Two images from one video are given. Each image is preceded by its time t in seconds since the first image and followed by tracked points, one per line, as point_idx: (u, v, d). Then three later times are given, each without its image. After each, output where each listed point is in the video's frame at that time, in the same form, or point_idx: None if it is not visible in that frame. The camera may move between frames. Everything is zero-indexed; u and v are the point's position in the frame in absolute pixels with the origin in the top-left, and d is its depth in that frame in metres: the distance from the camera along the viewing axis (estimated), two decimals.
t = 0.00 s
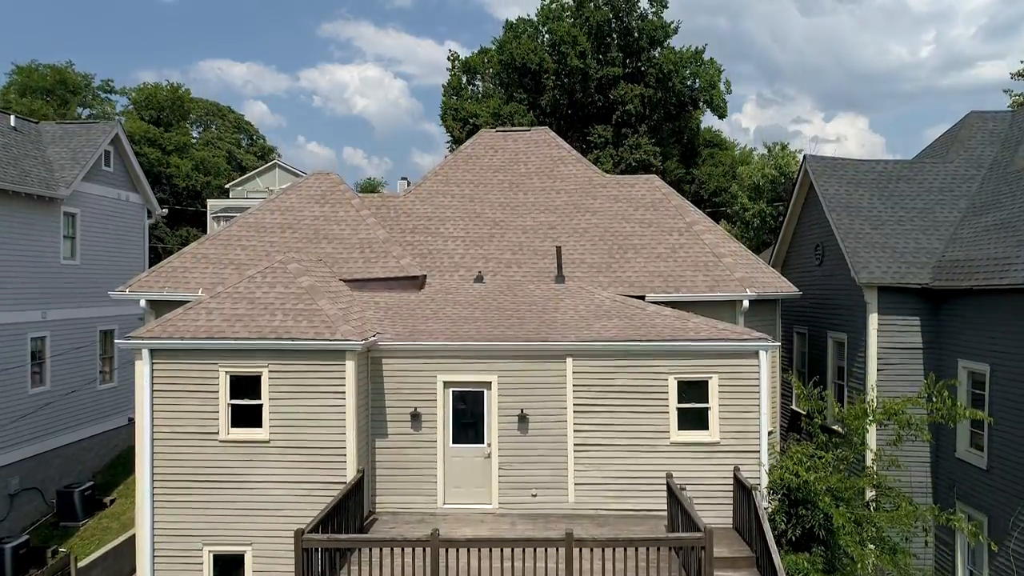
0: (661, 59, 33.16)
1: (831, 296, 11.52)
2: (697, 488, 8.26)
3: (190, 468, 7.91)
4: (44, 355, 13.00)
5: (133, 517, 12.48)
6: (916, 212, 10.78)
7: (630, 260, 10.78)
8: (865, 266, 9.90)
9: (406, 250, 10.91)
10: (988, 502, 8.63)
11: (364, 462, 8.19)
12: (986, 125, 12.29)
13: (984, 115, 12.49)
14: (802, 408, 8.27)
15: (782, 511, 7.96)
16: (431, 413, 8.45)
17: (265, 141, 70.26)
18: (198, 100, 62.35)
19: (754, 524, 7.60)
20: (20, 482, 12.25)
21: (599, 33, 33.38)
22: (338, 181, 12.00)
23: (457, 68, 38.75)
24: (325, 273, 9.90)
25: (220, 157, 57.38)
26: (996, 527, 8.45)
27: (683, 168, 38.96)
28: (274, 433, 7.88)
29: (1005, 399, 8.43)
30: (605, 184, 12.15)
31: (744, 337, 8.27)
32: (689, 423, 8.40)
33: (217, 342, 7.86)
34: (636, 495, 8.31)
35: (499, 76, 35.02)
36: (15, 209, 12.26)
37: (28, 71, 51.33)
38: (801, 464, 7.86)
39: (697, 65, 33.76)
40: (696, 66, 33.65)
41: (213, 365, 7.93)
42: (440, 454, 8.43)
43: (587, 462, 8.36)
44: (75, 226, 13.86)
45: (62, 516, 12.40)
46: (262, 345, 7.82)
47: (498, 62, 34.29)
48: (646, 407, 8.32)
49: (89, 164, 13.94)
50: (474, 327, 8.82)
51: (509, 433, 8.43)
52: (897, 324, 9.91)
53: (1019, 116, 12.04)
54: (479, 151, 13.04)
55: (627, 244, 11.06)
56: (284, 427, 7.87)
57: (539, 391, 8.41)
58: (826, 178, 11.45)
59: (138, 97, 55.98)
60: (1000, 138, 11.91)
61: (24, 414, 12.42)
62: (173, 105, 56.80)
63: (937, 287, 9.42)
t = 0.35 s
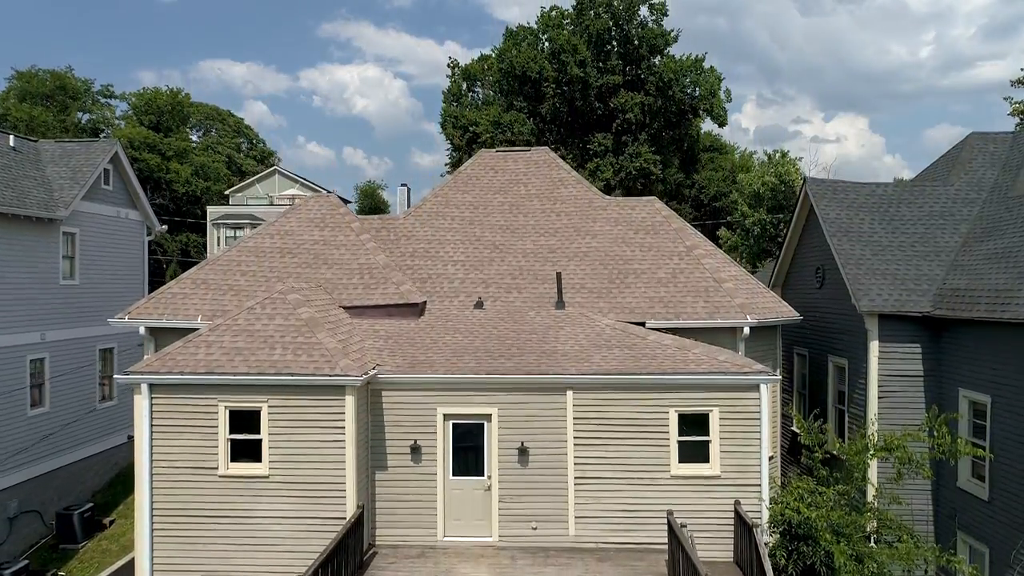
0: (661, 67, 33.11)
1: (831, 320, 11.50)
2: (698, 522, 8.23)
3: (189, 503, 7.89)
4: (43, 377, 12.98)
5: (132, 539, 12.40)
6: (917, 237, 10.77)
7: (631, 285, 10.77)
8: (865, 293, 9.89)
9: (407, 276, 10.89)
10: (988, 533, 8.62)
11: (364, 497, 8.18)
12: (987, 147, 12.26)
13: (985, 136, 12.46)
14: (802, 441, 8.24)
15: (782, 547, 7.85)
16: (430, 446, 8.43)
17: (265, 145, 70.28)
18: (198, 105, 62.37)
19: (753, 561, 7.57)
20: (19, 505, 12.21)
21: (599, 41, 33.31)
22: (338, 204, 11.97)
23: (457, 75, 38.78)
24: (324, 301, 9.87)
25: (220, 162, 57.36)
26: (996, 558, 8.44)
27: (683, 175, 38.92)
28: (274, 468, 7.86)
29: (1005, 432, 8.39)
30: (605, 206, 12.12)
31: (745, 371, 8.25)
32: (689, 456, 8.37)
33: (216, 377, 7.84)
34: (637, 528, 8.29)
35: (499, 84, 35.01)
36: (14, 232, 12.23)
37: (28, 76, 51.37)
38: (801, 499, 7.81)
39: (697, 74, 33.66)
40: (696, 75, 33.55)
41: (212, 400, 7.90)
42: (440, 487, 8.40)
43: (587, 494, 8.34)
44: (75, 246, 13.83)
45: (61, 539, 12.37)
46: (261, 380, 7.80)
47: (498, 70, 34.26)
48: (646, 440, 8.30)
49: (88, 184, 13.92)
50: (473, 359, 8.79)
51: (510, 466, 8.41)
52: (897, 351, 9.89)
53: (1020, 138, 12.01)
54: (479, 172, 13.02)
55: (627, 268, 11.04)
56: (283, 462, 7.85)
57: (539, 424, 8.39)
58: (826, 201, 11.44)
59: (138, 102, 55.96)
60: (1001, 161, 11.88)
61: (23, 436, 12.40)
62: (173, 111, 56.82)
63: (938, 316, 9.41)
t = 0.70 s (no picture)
0: (661, 76, 33.08)
1: (832, 346, 11.48)
2: (699, 559, 8.21)
3: (189, 542, 7.87)
4: (43, 401, 12.96)
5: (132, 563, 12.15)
6: (918, 265, 10.74)
7: (631, 313, 10.74)
8: (867, 324, 9.86)
9: (407, 303, 10.86)
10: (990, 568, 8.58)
11: (364, 534, 8.15)
12: (988, 171, 12.24)
13: (986, 160, 12.44)
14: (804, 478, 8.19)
15: None
16: (431, 481, 8.40)
17: (265, 149, 70.29)
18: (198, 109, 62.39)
19: None
20: (18, 530, 12.16)
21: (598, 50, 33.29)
22: (338, 229, 11.94)
23: (457, 82, 38.82)
24: (324, 331, 9.84)
25: (220, 168, 57.38)
26: None
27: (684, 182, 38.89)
28: (274, 507, 7.83)
29: (1008, 467, 8.34)
30: (606, 231, 12.09)
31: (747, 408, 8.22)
32: (690, 493, 8.35)
33: (215, 416, 7.81)
34: (638, 564, 8.27)
35: (499, 93, 35.03)
36: (13, 257, 12.20)
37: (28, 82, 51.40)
38: (803, 538, 7.74)
39: (697, 83, 33.64)
40: (697, 84, 33.52)
41: (212, 439, 7.88)
42: (440, 522, 8.37)
43: (588, 531, 8.31)
44: (74, 268, 13.81)
45: (60, 564, 12.17)
46: (261, 419, 7.77)
47: (498, 79, 34.25)
48: (647, 477, 8.28)
49: (88, 206, 13.89)
50: (474, 393, 8.75)
51: (510, 502, 8.38)
52: (899, 382, 9.85)
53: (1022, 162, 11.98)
54: (479, 195, 12.99)
55: (628, 295, 11.02)
56: (283, 500, 7.82)
57: (540, 461, 8.37)
58: (828, 227, 11.41)
59: (138, 107, 55.92)
60: (1002, 186, 11.86)
61: (23, 461, 12.38)
62: (173, 116, 56.85)
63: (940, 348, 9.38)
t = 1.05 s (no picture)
0: (662, 86, 33.05)
1: (834, 374, 11.47)
2: None
3: None
4: (43, 427, 12.94)
5: None
6: (920, 295, 10.73)
7: (633, 343, 10.74)
8: (870, 357, 9.85)
9: (409, 333, 10.86)
10: None
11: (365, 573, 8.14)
12: (991, 196, 12.22)
13: (989, 185, 12.43)
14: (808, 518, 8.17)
15: None
16: (432, 520, 8.40)
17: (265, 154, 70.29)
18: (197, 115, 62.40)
19: None
20: (19, 556, 12.14)
21: (599, 60, 33.32)
22: (339, 256, 11.91)
23: (458, 91, 38.82)
24: (326, 364, 9.83)
25: (220, 174, 57.38)
26: None
27: (684, 190, 38.89)
28: (275, 549, 7.82)
29: (1011, 506, 8.30)
30: (607, 257, 12.08)
31: (752, 447, 8.20)
32: (692, 532, 8.35)
33: (217, 458, 7.80)
34: None
35: (499, 102, 35.02)
36: (14, 283, 12.18)
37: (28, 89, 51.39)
38: None
39: (697, 93, 33.67)
40: (697, 94, 33.55)
41: (214, 481, 7.87)
42: (442, 561, 8.37)
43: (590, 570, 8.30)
44: (75, 291, 13.78)
45: None
46: (263, 461, 7.75)
47: (499, 89, 34.26)
48: (650, 515, 8.27)
49: (89, 230, 13.88)
50: (476, 430, 8.73)
51: (512, 540, 8.38)
52: (901, 414, 9.84)
53: None
54: (480, 220, 12.98)
55: (630, 325, 11.01)
56: (285, 542, 7.81)
57: (542, 500, 8.36)
58: (830, 255, 11.40)
59: (138, 113, 55.90)
60: (1004, 214, 11.84)
61: (23, 487, 12.35)
62: (173, 123, 56.86)
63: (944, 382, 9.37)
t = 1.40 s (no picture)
0: (662, 97, 33.06)
1: (835, 405, 11.48)
2: None
3: None
4: (44, 454, 12.92)
5: None
6: (922, 327, 10.74)
7: (634, 375, 10.74)
8: (871, 392, 9.87)
9: (410, 365, 10.87)
10: None
11: None
12: (992, 225, 12.23)
13: (990, 213, 12.44)
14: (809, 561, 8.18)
15: None
16: (434, 561, 8.44)
17: (265, 159, 70.37)
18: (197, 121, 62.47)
19: None
20: None
21: (599, 71, 33.38)
22: (340, 285, 11.91)
23: (458, 100, 38.88)
24: (327, 399, 9.84)
25: (220, 180, 57.43)
26: None
27: (684, 199, 38.91)
28: None
29: (1012, 546, 8.31)
30: (608, 286, 12.09)
31: (753, 490, 8.22)
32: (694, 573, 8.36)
33: (219, 502, 7.81)
34: None
35: (499, 112, 35.08)
36: (16, 312, 12.18)
37: (29, 95, 51.42)
38: None
39: (698, 103, 33.72)
40: (697, 105, 33.61)
41: (217, 525, 7.89)
42: None
43: None
44: (76, 317, 13.77)
45: None
46: (266, 506, 7.76)
47: (499, 100, 34.29)
48: (651, 557, 8.29)
49: (90, 255, 13.91)
50: (477, 470, 8.72)
51: None
52: (902, 448, 9.85)
53: None
54: (481, 246, 12.99)
55: (631, 357, 11.02)
56: None
57: (544, 541, 8.38)
58: (831, 286, 11.41)
59: (138, 120, 55.97)
60: (1005, 244, 11.84)
61: (24, 515, 12.33)
62: (174, 129, 56.90)
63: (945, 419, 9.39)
